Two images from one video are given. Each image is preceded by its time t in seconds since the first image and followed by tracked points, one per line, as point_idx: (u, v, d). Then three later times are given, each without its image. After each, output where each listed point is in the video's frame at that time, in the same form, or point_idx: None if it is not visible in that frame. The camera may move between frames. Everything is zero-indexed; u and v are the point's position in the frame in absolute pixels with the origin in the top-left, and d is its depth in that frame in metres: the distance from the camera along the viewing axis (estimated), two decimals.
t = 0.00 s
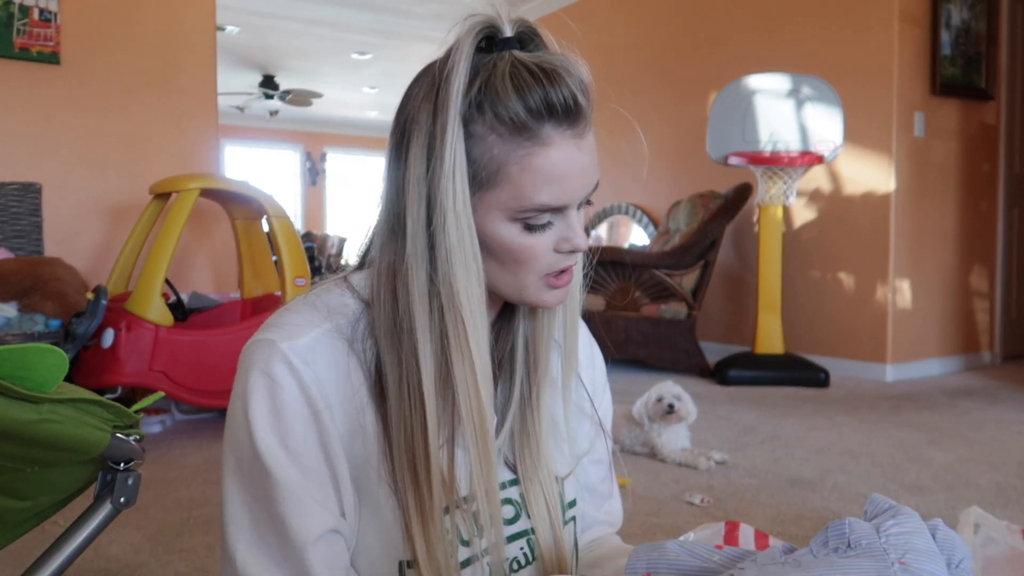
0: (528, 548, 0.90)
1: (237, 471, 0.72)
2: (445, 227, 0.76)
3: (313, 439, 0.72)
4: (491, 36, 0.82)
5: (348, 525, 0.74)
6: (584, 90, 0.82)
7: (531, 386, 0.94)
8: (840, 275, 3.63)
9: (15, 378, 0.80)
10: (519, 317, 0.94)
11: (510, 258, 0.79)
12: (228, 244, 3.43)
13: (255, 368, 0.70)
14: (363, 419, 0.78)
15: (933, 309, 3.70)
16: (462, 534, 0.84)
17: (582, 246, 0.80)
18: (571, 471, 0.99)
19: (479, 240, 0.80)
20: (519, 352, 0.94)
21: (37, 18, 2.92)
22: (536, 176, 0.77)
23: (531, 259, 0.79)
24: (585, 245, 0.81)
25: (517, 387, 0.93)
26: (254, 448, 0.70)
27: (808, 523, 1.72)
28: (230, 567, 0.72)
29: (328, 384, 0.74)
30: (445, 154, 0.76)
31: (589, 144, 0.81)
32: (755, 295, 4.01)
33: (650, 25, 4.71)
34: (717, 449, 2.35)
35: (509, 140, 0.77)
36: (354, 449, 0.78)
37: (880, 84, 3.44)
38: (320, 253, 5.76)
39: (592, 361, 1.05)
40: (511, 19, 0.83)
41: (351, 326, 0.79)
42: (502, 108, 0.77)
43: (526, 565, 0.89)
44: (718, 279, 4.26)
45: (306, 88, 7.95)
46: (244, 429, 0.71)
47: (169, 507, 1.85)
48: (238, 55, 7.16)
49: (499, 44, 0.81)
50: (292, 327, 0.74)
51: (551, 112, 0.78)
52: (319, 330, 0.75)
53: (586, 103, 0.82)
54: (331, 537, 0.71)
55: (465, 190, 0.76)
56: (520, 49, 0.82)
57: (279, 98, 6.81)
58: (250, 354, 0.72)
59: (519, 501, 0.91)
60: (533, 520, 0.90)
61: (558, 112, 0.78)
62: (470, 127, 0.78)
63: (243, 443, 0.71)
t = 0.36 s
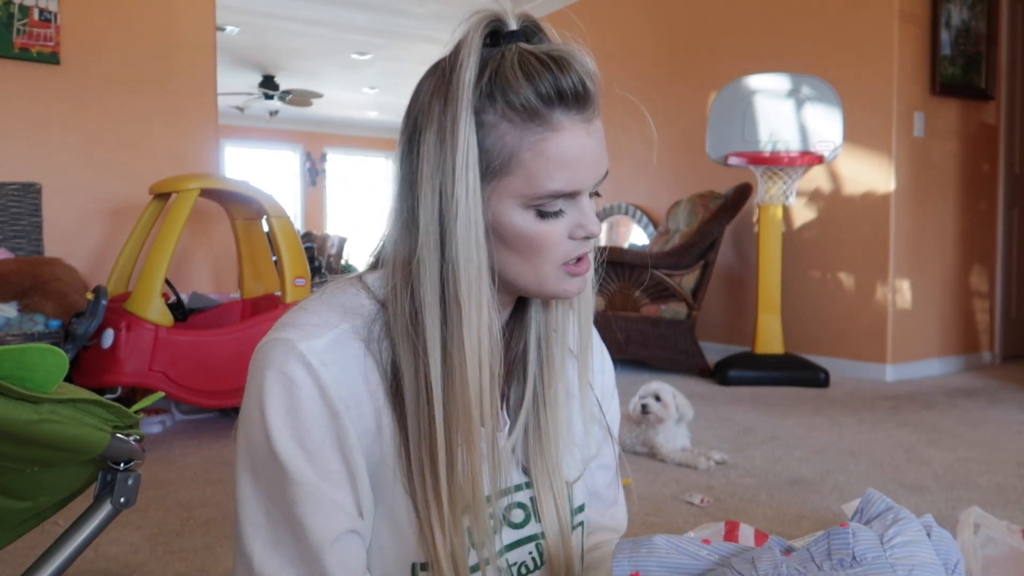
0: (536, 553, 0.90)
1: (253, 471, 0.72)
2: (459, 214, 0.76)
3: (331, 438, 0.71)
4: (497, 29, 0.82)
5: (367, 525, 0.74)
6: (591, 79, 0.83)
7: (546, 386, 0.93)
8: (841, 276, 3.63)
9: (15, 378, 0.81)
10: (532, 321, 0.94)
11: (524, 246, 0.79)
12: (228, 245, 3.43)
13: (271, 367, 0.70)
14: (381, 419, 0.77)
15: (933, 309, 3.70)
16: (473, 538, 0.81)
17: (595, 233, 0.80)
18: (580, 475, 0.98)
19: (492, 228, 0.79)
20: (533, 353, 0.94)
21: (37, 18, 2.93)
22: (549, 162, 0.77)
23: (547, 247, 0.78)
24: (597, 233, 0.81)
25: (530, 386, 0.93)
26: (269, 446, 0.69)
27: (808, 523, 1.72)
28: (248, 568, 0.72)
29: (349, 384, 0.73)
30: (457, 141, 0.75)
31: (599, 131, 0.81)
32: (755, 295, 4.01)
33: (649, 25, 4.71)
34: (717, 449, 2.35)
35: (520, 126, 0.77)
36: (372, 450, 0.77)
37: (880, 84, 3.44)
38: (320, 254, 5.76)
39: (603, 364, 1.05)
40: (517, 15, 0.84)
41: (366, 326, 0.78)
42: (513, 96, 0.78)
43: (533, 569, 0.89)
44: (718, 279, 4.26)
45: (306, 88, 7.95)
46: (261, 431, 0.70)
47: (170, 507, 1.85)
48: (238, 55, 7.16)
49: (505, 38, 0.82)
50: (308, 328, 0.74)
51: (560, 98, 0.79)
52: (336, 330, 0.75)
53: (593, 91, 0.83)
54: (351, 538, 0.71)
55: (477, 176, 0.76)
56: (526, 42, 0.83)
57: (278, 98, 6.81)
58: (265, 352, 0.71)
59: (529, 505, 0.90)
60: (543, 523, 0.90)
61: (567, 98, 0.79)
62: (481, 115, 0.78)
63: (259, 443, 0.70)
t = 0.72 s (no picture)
0: (535, 545, 0.88)
1: (263, 447, 0.67)
2: (422, 183, 0.76)
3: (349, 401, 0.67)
4: (474, 20, 0.83)
5: (394, 487, 0.68)
6: (564, 63, 0.84)
7: (535, 381, 0.93)
8: (840, 275, 3.63)
9: (15, 378, 0.81)
10: (522, 318, 0.95)
11: (495, 220, 0.78)
12: (228, 245, 3.43)
13: (278, 348, 0.67)
14: (388, 401, 0.75)
15: (933, 308, 3.71)
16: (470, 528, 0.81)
17: (569, 210, 0.79)
18: (576, 471, 0.97)
19: (459, 202, 0.78)
20: (523, 349, 0.95)
21: (36, 18, 2.92)
22: (513, 133, 0.77)
23: (513, 219, 0.77)
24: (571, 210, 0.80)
25: (520, 384, 0.93)
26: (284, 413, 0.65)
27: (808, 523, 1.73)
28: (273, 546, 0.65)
29: (359, 359, 0.71)
30: (424, 114, 0.76)
31: (571, 110, 0.82)
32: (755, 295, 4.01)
33: (649, 26, 4.71)
34: (717, 449, 2.35)
35: (488, 100, 0.78)
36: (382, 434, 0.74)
37: (879, 84, 3.44)
38: (321, 253, 5.76)
39: (596, 363, 1.06)
40: (493, 9, 0.87)
41: (365, 314, 0.77)
42: (482, 73, 0.79)
43: (532, 562, 0.87)
44: (718, 279, 4.26)
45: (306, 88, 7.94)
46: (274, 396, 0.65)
47: (170, 507, 1.85)
48: (238, 55, 7.16)
49: (480, 28, 0.84)
50: (315, 311, 0.72)
51: (526, 75, 0.80)
52: (342, 314, 0.73)
53: (564, 74, 0.84)
54: (378, 497, 0.65)
55: (444, 146, 0.76)
56: (502, 33, 0.85)
57: (279, 98, 6.81)
58: (271, 334, 0.68)
59: (526, 498, 0.89)
60: (538, 516, 0.89)
61: (533, 76, 0.80)
62: (453, 94, 0.79)
63: (269, 416, 0.66)
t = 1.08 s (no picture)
0: (540, 536, 0.88)
1: (277, 434, 0.66)
2: (423, 181, 0.76)
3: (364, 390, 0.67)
4: (480, 28, 0.84)
5: (405, 477, 0.67)
6: (568, 67, 0.84)
7: (542, 375, 0.94)
8: (839, 275, 3.64)
9: (13, 378, 0.81)
10: (529, 315, 0.95)
11: (498, 219, 0.78)
12: (227, 245, 3.43)
13: (296, 339, 0.67)
14: (403, 395, 0.74)
15: (932, 308, 3.71)
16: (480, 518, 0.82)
17: (570, 209, 0.79)
18: (576, 464, 0.98)
19: (463, 201, 0.78)
20: (529, 345, 0.94)
21: (36, 18, 2.93)
22: (515, 134, 0.77)
23: (515, 217, 0.77)
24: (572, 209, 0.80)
25: (525, 381, 0.93)
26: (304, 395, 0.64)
27: (807, 524, 1.73)
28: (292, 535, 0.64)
29: (373, 352, 0.70)
30: (427, 116, 0.77)
31: (574, 112, 0.81)
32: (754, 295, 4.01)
33: (648, 25, 4.71)
34: (716, 449, 2.35)
35: (492, 100, 0.78)
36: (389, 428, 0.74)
37: (878, 84, 3.44)
38: (320, 254, 5.76)
39: (590, 357, 1.06)
40: (501, 17, 0.87)
41: (377, 307, 0.76)
42: (488, 75, 0.79)
43: (538, 552, 0.87)
44: (717, 279, 4.26)
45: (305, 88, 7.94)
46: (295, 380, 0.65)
47: (168, 507, 1.85)
48: (237, 55, 7.16)
49: (488, 35, 0.84)
50: (331, 307, 0.71)
51: (529, 77, 0.80)
52: (355, 310, 0.73)
53: (568, 78, 0.84)
54: (387, 482, 0.64)
55: (446, 147, 0.76)
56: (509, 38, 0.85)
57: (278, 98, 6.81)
58: (286, 329, 0.68)
59: (530, 491, 0.89)
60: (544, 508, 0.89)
61: (537, 78, 0.80)
62: (458, 95, 0.79)
63: (283, 404, 0.66)
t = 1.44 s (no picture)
0: (534, 547, 0.88)
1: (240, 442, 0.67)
2: (444, 177, 0.76)
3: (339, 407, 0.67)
4: (503, 27, 0.84)
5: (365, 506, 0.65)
6: (591, 71, 0.85)
7: (545, 381, 0.94)
8: (839, 275, 3.64)
9: (13, 378, 0.81)
10: (535, 324, 0.94)
11: (513, 220, 0.78)
12: (227, 245, 3.43)
13: (281, 345, 0.67)
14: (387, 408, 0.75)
15: (932, 309, 3.71)
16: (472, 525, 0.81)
17: (586, 213, 0.79)
18: (580, 474, 0.97)
19: (480, 199, 0.78)
20: (535, 351, 0.94)
21: (36, 18, 2.93)
22: (537, 134, 0.77)
23: (532, 219, 0.77)
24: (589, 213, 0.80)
25: (529, 389, 0.93)
26: (266, 404, 0.65)
27: (807, 523, 1.73)
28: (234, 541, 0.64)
29: (357, 365, 0.70)
30: (447, 111, 0.77)
31: (595, 116, 0.82)
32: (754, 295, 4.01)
33: (648, 25, 4.71)
34: (716, 449, 2.35)
35: (513, 99, 0.78)
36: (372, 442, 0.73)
37: (879, 84, 3.44)
38: (320, 254, 5.77)
39: (600, 365, 1.06)
40: (525, 20, 0.87)
41: (376, 311, 0.77)
42: (511, 74, 0.79)
43: (532, 562, 0.87)
44: (717, 279, 4.26)
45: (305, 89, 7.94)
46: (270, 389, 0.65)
47: (168, 507, 1.86)
48: (237, 55, 7.16)
49: (512, 35, 0.85)
50: (321, 309, 0.71)
51: (552, 79, 0.80)
52: (347, 314, 0.72)
53: (591, 81, 0.84)
54: (339, 508, 0.63)
55: (465, 144, 0.76)
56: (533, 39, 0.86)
57: (279, 98, 6.81)
58: (274, 333, 0.69)
59: (527, 500, 0.89)
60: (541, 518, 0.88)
61: (560, 80, 0.81)
62: (478, 92, 0.79)
63: (253, 413, 0.66)
